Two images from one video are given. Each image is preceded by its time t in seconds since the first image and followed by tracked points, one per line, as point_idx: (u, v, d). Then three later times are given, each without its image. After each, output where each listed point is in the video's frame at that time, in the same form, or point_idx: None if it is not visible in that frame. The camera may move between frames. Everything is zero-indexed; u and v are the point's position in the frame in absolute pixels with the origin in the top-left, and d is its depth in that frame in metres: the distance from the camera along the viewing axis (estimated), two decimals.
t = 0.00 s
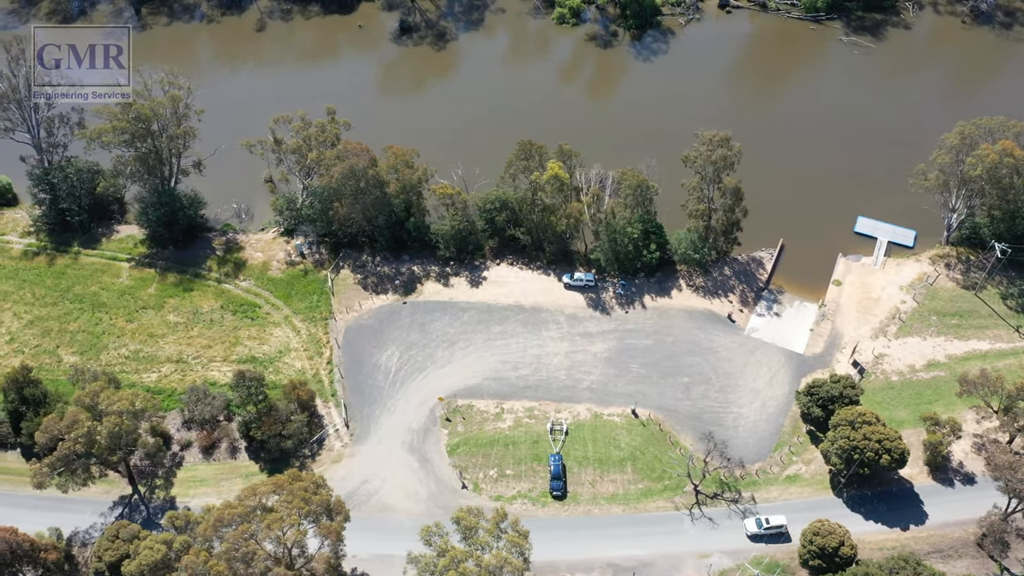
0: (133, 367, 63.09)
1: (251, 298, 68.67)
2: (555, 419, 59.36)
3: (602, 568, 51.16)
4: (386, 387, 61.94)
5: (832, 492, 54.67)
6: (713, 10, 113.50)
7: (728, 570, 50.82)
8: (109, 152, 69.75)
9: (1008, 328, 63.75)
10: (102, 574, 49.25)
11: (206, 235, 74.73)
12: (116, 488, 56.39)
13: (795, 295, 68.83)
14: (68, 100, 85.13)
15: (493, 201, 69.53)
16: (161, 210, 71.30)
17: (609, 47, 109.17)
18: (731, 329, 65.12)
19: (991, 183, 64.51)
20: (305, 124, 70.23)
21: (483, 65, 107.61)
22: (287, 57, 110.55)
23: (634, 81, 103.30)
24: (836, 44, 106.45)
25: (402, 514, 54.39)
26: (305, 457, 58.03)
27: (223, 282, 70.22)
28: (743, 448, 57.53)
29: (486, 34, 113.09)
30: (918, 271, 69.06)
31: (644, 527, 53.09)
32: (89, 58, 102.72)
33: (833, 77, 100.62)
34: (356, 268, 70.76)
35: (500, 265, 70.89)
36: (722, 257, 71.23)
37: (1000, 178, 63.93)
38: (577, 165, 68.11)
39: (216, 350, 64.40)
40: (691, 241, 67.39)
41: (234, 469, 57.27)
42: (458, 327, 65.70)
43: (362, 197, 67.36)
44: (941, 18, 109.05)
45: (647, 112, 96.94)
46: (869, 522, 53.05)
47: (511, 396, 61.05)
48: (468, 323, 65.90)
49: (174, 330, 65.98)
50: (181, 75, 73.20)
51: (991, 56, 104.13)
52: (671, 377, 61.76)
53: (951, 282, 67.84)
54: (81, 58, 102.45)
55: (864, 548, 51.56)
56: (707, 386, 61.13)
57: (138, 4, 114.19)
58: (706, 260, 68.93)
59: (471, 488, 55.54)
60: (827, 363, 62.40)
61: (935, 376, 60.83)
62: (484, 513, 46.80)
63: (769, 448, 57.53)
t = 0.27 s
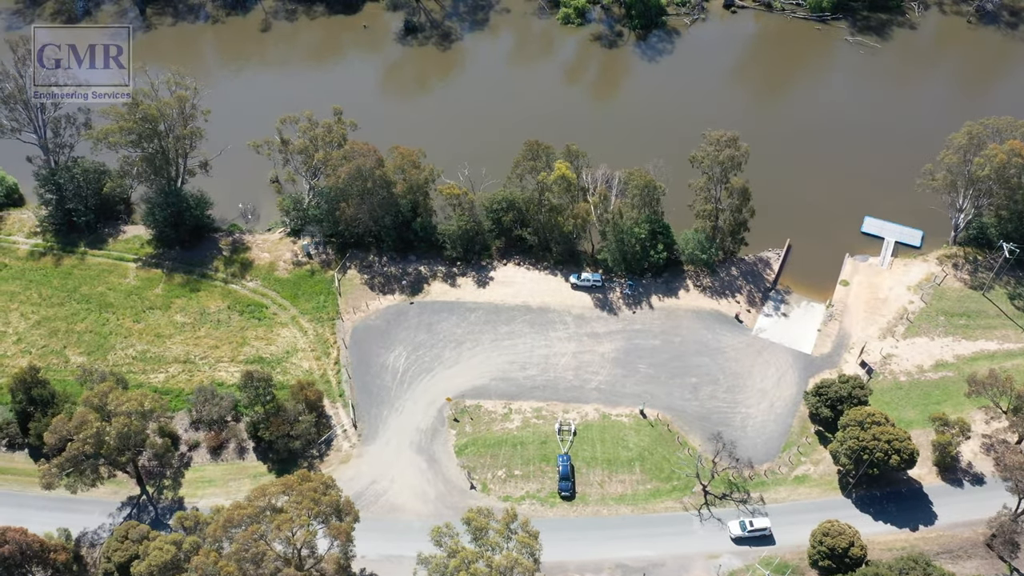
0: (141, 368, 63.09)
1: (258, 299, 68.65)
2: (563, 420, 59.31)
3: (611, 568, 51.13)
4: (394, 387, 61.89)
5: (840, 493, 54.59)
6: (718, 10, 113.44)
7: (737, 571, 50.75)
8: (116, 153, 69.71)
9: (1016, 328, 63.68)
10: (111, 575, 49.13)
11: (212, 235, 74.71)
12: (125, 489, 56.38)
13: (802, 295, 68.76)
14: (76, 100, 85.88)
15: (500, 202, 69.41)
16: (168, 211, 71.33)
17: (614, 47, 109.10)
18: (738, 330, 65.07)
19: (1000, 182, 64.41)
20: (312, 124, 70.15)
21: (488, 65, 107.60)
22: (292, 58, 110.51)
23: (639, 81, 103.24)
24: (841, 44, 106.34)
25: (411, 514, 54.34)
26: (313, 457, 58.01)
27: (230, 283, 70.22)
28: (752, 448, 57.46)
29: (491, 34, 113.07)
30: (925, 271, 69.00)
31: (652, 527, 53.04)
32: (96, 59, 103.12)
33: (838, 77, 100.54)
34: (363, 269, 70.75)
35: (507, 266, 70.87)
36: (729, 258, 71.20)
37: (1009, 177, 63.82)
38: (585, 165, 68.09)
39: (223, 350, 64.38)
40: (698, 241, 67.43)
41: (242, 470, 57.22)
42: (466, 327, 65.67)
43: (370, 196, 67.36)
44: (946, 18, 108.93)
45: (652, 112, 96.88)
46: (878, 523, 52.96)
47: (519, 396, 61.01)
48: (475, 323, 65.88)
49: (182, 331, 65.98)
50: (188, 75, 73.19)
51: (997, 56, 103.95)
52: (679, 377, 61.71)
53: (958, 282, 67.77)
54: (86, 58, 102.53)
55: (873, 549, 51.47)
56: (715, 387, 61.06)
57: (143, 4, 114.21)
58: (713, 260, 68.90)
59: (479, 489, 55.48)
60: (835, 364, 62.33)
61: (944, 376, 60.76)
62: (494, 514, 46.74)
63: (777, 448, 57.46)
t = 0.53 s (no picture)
0: (144, 368, 63.08)
1: (261, 299, 68.65)
2: (566, 420, 59.27)
3: (614, 569, 51.07)
4: (397, 387, 61.87)
5: (844, 493, 54.55)
6: (720, 10, 113.40)
7: (741, 571, 50.69)
8: (119, 153, 69.69)
9: (1020, 328, 63.58)
10: None
11: (214, 235, 74.73)
12: (128, 489, 56.37)
13: (806, 295, 68.75)
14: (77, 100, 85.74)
15: (503, 202, 69.57)
16: (170, 211, 71.36)
17: (616, 47, 109.05)
18: (741, 329, 65.08)
19: (1004, 182, 64.33)
20: (314, 124, 70.05)
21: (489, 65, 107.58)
22: (294, 58, 110.50)
23: (640, 81, 103.18)
24: (842, 44, 106.22)
25: (414, 514, 54.30)
26: (316, 457, 57.98)
27: (233, 283, 70.24)
28: (755, 448, 57.41)
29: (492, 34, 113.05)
30: (928, 271, 68.96)
31: (656, 527, 52.99)
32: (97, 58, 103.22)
33: (839, 77, 100.42)
34: (366, 269, 70.76)
35: (510, 266, 70.86)
36: (732, 258, 71.22)
37: (1013, 177, 63.71)
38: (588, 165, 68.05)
39: (226, 350, 64.38)
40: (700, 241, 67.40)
41: (245, 470, 57.21)
42: (468, 327, 65.65)
43: (372, 197, 67.13)
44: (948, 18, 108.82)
45: (653, 112, 96.84)
46: (882, 523, 52.89)
47: (522, 396, 60.99)
48: (478, 323, 65.86)
49: (184, 331, 65.97)
50: (191, 75, 73.22)
51: (999, 56, 103.77)
52: (682, 377, 61.68)
53: (962, 282, 67.71)
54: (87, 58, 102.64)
55: (876, 550, 51.37)
56: (718, 387, 61.02)
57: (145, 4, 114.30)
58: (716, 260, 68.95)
59: (482, 489, 55.43)
60: (838, 364, 62.31)
61: (947, 376, 60.69)
62: (497, 514, 46.66)
63: (780, 448, 57.42)
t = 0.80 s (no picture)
0: (144, 368, 63.06)
1: (261, 299, 68.62)
2: (567, 420, 59.22)
3: (614, 569, 51.03)
4: (398, 388, 61.83)
5: (844, 493, 54.50)
6: (720, 10, 113.36)
7: (741, 572, 50.65)
8: (119, 153, 69.64)
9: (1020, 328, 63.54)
10: None
11: (215, 235, 74.71)
12: (128, 489, 56.33)
13: (806, 295, 68.70)
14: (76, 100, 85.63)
15: (504, 202, 69.65)
16: (170, 211, 71.36)
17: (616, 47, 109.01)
18: (742, 330, 65.05)
19: (1004, 182, 64.25)
20: (314, 124, 69.96)
21: (490, 65, 107.53)
22: (294, 58, 110.48)
23: (640, 81, 103.11)
24: (842, 44, 106.16)
25: (414, 515, 54.27)
26: (317, 457, 57.95)
27: (233, 283, 70.23)
28: (756, 449, 57.36)
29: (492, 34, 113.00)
30: (929, 271, 68.91)
31: (656, 528, 52.95)
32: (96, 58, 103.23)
33: (839, 77, 100.33)
34: (366, 269, 70.74)
35: (510, 266, 70.84)
36: (733, 258, 71.21)
37: (1014, 177, 63.60)
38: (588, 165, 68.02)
39: (226, 351, 64.34)
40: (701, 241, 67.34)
41: (245, 471, 57.17)
42: (469, 327, 65.63)
43: (372, 197, 67.01)
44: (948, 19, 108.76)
45: (653, 111, 96.79)
46: (883, 524, 52.84)
47: (523, 396, 60.95)
48: (478, 323, 65.83)
49: (185, 331, 65.95)
50: (191, 75, 73.18)
51: (999, 56, 103.69)
52: (682, 377, 61.64)
53: (962, 282, 67.66)
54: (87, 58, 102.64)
55: (877, 550, 51.31)
56: (719, 387, 60.97)
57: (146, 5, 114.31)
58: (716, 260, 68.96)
59: (483, 489, 55.40)
60: (838, 364, 62.26)
61: (948, 376, 60.64)
62: (497, 515, 46.58)
63: (781, 449, 57.36)
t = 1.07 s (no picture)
0: (144, 368, 63.01)
1: (261, 299, 68.56)
2: (567, 420, 59.15)
3: (615, 570, 50.91)
4: (398, 388, 61.78)
5: (845, 493, 54.42)
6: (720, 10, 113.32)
7: (741, 572, 50.58)
8: (119, 153, 69.56)
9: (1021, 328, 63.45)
10: None
11: (215, 236, 74.67)
12: (127, 490, 56.26)
13: (807, 295, 68.64)
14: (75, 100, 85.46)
15: (504, 202, 69.66)
16: (170, 211, 71.33)
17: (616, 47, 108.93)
18: (743, 329, 64.99)
19: (1005, 182, 64.11)
20: (314, 124, 69.87)
21: (490, 65, 107.45)
22: (295, 58, 110.45)
23: (640, 81, 103.02)
24: (843, 43, 106.07)
25: (414, 515, 54.19)
26: (317, 457, 57.90)
27: (233, 283, 70.19)
28: (756, 449, 57.29)
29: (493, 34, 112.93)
30: (930, 271, 68.81)
31: (656, 528, 52.87)
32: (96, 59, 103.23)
33: (840, 77, 100.24)
34: (366, 269, 70.70)
35: (511, 266, 70.79)
36: (733, 258, 71.17)
37: (1014, 177, 63.46)
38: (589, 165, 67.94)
39: (226, 351, 64.30)
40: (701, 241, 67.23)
41: (245, 471, 57.11)
42: (469, 327, 65.57)
43: (372, 197, 66.89)
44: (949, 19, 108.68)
45: (653, 111, 96.71)
46: (883, 524, 52.75)
47: (523, 396, 60.88)
48: (479, 324, 65.77)
49: (185, 331, 65.90)
50: (191, 75, 73.11)
51: (999, 57, 103.61)
52: (683, 377, 61.59)
53: (963, 282, 67.59)
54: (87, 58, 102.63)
55: (878, 550, 51.21)
56: (719, 387, 60.91)
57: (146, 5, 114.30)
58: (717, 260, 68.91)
59: (483, 490, 55.33)
60: (839, 364, 62.19)
61: (948, 376, 60.55)
62: (497, 516, 46.43)
63: (782, 449, 57.30)
